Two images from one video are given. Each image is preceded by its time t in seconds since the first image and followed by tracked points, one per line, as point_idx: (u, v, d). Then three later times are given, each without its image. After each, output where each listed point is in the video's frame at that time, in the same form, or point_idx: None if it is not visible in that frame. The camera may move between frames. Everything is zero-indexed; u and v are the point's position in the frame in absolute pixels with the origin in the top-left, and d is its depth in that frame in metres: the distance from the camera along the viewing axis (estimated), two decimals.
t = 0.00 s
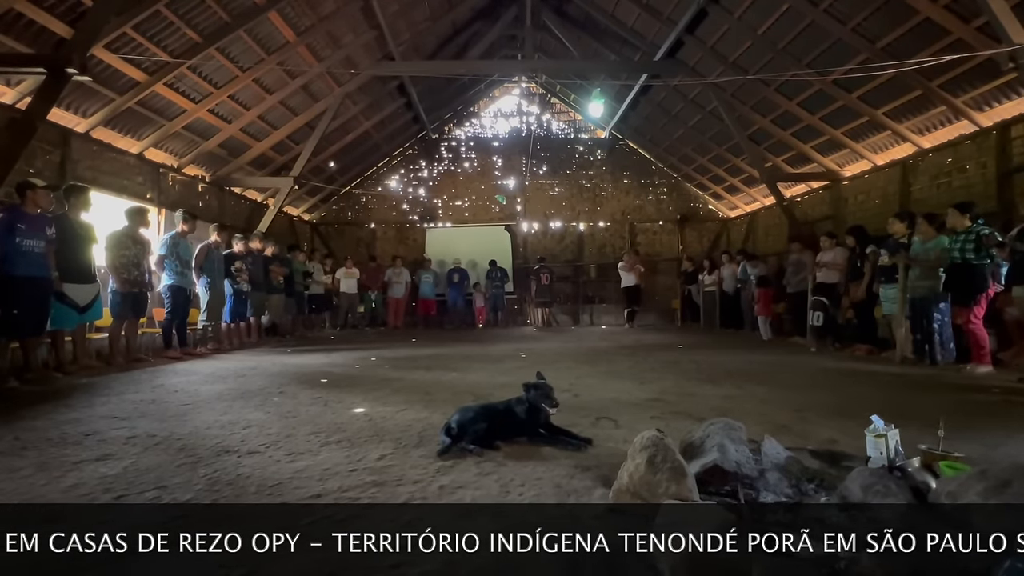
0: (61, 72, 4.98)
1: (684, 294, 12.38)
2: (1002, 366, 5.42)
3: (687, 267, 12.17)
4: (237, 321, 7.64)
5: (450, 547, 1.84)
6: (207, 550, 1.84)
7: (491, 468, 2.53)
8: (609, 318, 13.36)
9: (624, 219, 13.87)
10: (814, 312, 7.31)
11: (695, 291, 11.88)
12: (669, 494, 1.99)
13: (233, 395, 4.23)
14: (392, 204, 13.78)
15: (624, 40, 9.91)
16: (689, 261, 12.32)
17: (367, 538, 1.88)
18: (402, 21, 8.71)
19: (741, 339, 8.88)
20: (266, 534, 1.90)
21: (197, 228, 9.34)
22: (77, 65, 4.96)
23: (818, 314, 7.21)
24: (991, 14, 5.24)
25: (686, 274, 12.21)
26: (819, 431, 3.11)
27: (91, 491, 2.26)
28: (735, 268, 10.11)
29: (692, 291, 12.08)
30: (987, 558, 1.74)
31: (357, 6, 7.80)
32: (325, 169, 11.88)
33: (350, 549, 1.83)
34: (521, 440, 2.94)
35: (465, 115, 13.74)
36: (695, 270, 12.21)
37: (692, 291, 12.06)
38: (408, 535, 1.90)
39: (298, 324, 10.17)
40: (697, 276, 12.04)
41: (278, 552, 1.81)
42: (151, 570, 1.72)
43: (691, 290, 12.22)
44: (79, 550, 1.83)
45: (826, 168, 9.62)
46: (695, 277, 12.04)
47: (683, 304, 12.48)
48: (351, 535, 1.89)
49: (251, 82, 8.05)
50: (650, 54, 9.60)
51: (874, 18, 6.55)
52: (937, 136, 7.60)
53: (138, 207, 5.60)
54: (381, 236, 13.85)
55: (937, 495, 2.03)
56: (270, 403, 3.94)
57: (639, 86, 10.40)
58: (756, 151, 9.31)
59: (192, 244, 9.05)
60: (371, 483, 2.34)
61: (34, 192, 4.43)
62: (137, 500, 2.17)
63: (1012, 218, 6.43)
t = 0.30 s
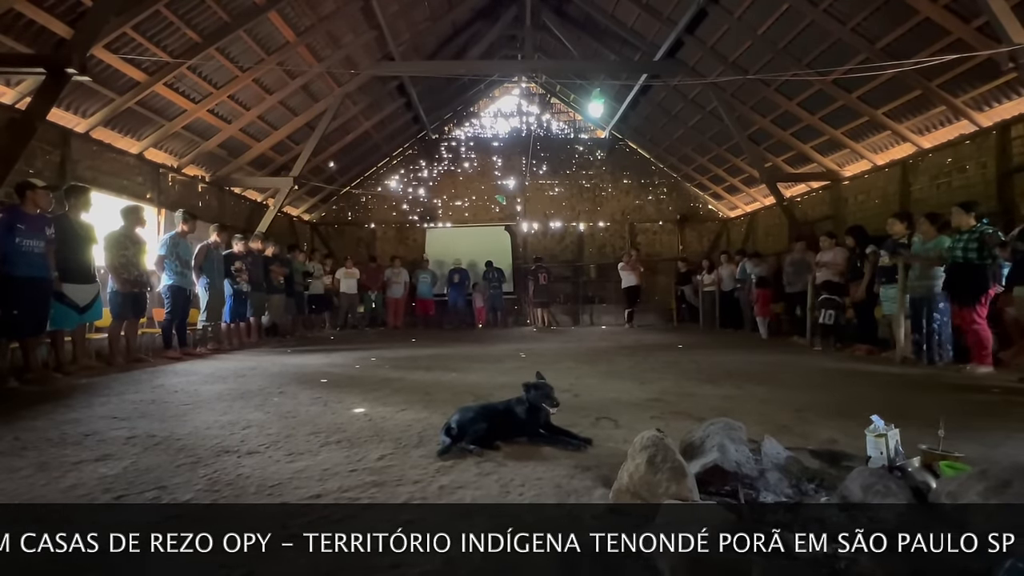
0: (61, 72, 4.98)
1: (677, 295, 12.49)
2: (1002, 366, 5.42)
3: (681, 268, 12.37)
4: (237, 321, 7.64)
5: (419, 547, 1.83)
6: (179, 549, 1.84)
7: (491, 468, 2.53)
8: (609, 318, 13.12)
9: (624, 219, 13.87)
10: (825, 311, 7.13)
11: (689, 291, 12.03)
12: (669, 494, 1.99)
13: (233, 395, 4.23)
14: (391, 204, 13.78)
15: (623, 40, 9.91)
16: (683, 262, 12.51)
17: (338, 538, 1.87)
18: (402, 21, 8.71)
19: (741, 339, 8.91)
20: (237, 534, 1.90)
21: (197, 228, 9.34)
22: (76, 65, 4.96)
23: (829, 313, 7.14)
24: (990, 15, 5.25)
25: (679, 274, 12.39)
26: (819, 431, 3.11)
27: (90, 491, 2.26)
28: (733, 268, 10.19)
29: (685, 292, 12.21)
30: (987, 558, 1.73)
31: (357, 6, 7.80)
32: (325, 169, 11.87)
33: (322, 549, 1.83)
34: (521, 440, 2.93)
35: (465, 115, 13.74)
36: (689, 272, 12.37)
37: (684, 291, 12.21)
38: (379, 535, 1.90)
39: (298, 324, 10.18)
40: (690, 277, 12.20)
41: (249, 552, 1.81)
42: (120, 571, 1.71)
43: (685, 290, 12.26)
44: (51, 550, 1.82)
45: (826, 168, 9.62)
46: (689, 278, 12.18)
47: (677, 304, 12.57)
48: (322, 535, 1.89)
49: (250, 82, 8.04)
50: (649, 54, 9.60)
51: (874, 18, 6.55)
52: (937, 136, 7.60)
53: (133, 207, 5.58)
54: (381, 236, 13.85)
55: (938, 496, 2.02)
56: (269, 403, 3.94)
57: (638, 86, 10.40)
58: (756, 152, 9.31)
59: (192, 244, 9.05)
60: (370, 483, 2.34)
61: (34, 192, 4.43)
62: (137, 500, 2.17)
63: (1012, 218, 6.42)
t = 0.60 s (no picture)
0: (61, 72, 4.98)
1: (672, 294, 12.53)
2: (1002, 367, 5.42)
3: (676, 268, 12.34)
4: (237, 322, 7.62)
5: (389, 547, 1.84)
6: (149, 550, 1.84)
7: (491, 468, 2.53)
8: (609, 318, 13.16)
9: (624, 220, 13.88)
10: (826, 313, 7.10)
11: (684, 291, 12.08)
12: (670, 495, 1.99)
13: (233, 395, 4.24)
14: (391, 205, 13.79)
15: (623, 40, 9.92)
16: (677, 262, 12.49)
17: (309, 538, 1.88)
18: (402, 22, 8.70)
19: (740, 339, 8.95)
20: (208, 534, 1.90)
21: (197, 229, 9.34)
22: (77, 66, 4.96)
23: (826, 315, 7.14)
24: (991, 15, 5.25)
25: (675, 274, 12.35)
26: (819, 432, 3.11)
27: (91, 492, 2.27)
28: (733, 268, 10.21)
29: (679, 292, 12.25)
30: (989, 559, 1.72)
31: (357, 6, 7.79)
32: (325, 170, 11.87)
33: (293, 549, 1.83)
34: (521, 440, 2.94)
35: (465, 116, 13.73)
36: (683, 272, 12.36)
37: (679, 291, 12.27)
38: (350, 535, 1.90)
39: (298, 324, 10.20)
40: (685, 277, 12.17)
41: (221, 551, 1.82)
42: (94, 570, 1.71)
43: (680, 290, 12.29)
44: (21, 550, 1.82)
45: (826, 169, 9.63)
46: (683, 278, 12.16)
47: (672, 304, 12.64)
48: (294, 535, 1.90)
49: (250, 83, 8.04)
50: (649, 55, 9.61)
51: (874, 19, 6.56)
52: (937, 137, 7.61)
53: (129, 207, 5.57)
54: (381, 236, 13.86)
55: (938, 496, 2.03)
56: (269, 403, 3.96)
57: (638, 87, 10.41)
58: (755, 152, 9.32)
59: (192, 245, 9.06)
60: (371, 484, 2.35)
61: (33, 193, 4.42)
62: (138, 501, 2.17)
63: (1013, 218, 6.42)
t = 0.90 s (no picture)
0: (62, 73, 4.98)
1: (668, 294, 12.54)
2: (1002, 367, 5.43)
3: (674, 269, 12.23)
4: (237, 322, 7.63)
5: (361, 547, 1.84)
6: (120, 549, 1.84)
7: (491, 469, 2.53)
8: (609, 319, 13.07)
9: (624, 220, 13.89)
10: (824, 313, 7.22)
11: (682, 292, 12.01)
12: (669, 496, 1.99)
13: (233, 397, 4.24)
14: (392, 205, 13.80)
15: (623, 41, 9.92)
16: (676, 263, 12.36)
17: (281, 538, 1.88)
18: (402, 23, 8.70)
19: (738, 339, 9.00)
20: (179, 534, 1.90)
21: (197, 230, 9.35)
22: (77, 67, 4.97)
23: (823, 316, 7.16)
24: (990, 16, 5.25)
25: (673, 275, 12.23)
26: (819, 432, 3.11)
27: (91, 493, 2.27)
28: (733, 269, 10.23)
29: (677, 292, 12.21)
30: (989, 560, 1.72)
31: (357, 7, 7.79)
32: (325, 171, 11.87)
33: (264, 549, 1.84)
34: (521, 441, 2.94)
35: (465, 116, 13.73)
36: (682, 272, 12.21)
37: (677, 291, 12.21)
38: (321, 535, 1.91)
39: (298, 324, 10.22)
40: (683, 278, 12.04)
41: (191, 552, 1.82)
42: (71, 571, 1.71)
43: (679, 291, 12.18)
44: None
45: (825, 169, 9.63)
46: (681, 278, 12.01)
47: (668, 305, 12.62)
48: (265, 535, 1.90)
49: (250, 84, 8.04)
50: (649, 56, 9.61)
51: (873, 20, 6.56)
52: (936, 137, 7.62)
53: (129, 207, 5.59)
54: (381, 237, 13.87)
55: (938, 497, 2.03)
56: (270, 404, 3.97)
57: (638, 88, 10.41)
58: (755, 152, 9.33)
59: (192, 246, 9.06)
60: (371, 484, 2.35)
61: (33, 193, 4.41)
62: (137, 501, 2.18)
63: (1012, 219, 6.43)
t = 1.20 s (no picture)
0: (62, 73, 4.98)
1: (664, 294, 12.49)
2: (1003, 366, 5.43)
3: (670, 268, 12.32)
4: (238, 322, 7.63)
5: (333, 547, 1.84)
6: (92, 549, 1.84)
7: (492, 468, 2.53)
8: (610, 318, 13.12)
9: (624, 219, 13.89)
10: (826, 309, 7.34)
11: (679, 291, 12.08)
12: (671, 495, 1.99)
13: (234, 395, 4.25)
14: (392, 205, 13.81)
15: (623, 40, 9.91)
16: (671, 262, 12.43)
17: (252, 538, 1.88)
18: (403, 22, 8.70)
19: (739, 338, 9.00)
20: (151, 534, 1.90)
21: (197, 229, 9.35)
22: (78, 67, 4.98)
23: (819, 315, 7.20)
24: (991, 15, 5.24)
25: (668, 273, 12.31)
26: (819, 431, 3.11)
27: (92, 492, 2.27)
28: (735, 268, 10.24)
29: (673, 291, 12.22)
30: (989, 558, 1.72)
31: (357, 7, 7.79)
32: (326, 170, 11.87)
33: (236, 549, 1.84)
34: (521, 440, 2.94)
35: (465, 116, 13.73)
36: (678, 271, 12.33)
37: (673, 291, 12.23)
38: (294, 535, 1.91)
39: (299, 324, 10.23)
40: (680, 276, 12.16)
41: (162, 552, 1.82)
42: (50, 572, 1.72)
43: (674, 290, 12.23)
44: None
45: (826, 168, 9.62)
46: (678, 277, 12.16)
47: (665, 305, 12.58)
48: (237, 534, 1.90)
49: (251, 83, 8.04)
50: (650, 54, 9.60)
51: (874, 18, 6.55)
52: (937, 136, 7.60)
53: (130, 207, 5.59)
54: (382, 236, 13.88)
55: (940, 496, 2.03)
56: (270, 403, 3.96)
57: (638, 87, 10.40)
58: (756, 151, 9.31)
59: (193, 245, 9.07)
60: (372, 483, 2.35)
61: (33, 193, 4.42)
62: (138, 501, 2.18)
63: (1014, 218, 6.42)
